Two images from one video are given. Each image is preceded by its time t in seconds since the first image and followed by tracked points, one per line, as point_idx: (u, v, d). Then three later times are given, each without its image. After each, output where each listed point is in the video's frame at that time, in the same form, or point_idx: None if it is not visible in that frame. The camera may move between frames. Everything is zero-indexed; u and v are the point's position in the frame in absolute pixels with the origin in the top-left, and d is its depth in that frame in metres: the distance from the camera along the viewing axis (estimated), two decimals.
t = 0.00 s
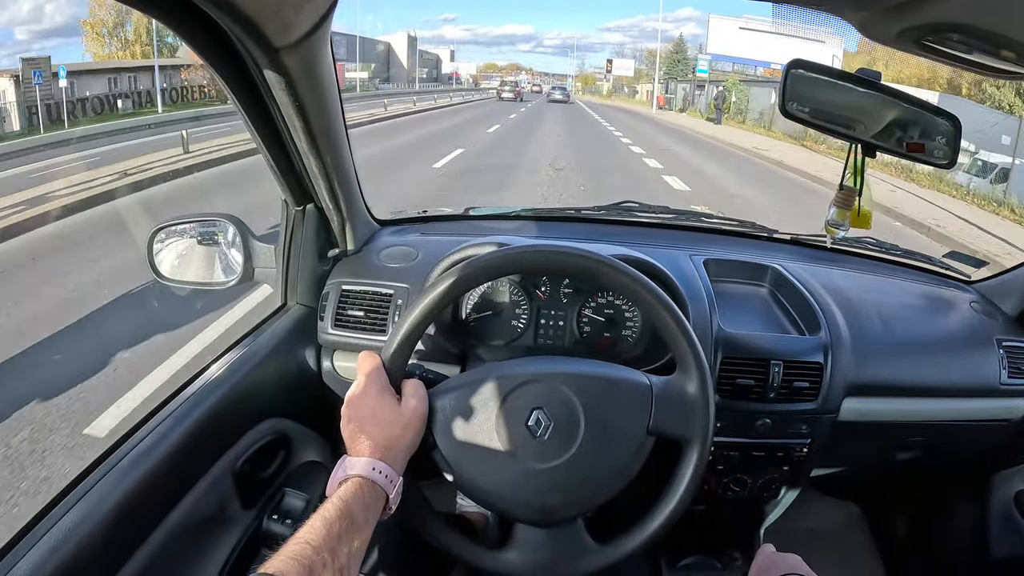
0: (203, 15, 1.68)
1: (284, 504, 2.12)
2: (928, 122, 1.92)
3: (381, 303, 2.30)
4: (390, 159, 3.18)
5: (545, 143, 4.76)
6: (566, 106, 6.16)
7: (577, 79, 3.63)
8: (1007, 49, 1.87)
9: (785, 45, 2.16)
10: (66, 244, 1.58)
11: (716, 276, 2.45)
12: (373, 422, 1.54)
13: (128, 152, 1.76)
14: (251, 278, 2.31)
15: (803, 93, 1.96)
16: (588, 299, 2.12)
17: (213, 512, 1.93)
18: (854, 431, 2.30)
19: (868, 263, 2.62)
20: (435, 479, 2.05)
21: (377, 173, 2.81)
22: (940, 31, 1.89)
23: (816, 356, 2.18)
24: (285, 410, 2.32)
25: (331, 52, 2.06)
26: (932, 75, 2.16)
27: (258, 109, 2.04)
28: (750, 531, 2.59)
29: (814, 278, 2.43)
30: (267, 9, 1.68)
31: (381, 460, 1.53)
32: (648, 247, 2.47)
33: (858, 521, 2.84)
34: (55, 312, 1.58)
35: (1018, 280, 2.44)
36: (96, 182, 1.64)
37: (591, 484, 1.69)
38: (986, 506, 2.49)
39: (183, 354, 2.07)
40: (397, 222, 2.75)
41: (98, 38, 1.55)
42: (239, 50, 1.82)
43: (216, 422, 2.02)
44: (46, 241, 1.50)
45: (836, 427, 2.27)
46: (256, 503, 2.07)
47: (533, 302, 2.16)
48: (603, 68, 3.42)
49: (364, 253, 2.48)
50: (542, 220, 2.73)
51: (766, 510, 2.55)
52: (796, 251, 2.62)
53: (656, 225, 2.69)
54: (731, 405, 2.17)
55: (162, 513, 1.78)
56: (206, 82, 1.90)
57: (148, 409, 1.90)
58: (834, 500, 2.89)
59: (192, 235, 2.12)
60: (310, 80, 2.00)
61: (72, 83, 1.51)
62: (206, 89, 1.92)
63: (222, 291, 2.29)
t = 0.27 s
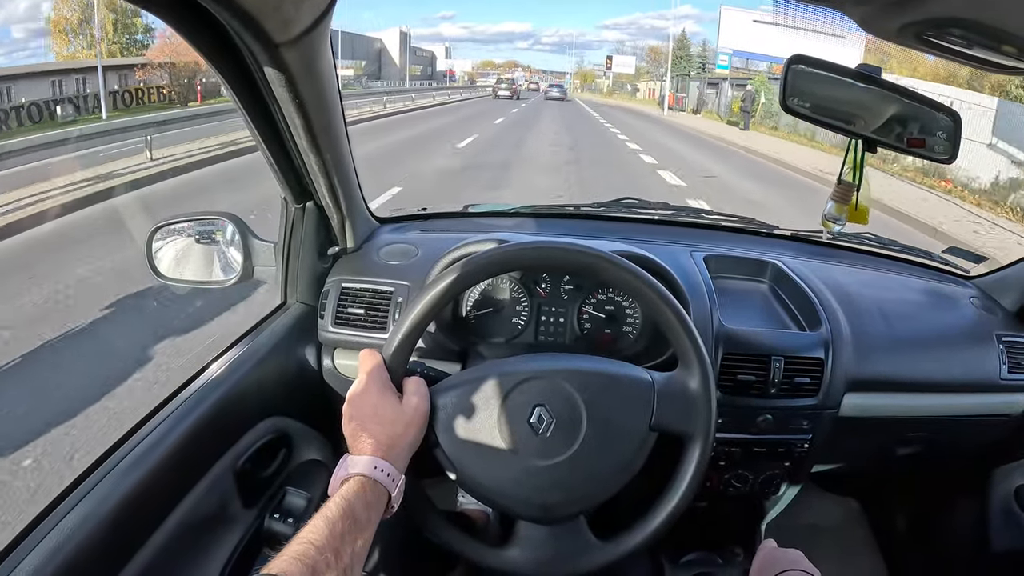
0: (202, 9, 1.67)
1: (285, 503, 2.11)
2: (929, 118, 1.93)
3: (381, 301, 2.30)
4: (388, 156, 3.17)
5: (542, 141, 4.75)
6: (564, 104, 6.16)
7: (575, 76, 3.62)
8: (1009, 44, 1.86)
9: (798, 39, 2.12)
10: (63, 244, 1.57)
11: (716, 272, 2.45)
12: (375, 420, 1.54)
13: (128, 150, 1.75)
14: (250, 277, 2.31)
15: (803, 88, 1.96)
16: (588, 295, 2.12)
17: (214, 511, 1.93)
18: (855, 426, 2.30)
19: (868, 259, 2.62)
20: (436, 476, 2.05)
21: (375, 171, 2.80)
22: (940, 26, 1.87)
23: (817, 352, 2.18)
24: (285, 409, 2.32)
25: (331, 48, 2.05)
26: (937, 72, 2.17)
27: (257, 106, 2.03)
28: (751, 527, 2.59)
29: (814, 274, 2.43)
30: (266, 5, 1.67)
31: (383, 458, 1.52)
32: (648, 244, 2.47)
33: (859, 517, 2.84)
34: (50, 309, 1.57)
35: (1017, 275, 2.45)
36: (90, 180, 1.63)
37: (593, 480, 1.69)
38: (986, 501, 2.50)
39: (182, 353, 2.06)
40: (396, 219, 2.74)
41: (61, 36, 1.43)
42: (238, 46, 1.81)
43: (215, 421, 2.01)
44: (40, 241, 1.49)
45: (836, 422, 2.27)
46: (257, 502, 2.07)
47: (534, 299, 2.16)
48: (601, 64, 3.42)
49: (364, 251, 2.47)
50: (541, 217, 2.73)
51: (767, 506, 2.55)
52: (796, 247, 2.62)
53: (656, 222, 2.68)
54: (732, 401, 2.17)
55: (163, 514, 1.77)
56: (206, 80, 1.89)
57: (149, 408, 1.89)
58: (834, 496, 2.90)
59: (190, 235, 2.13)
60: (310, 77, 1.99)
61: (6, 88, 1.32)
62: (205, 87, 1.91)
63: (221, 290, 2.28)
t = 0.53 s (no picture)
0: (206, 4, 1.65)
1: (285, 503, 2.10)
2: (932, 117, 1.92)
3: (382, 299, 2.29)
4: (387, 154, 3.16)
5: (541, 139, 4.74)
6: (563, 102, 6.15)
7: (576, 74, 3.62)
8: (1014, 43, 1.85)
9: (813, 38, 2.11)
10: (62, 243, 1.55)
11: (717, 271, 2.44)
12: (377, 420, 1.53)
13: (125, 149, 1.75)
14: (249, 275, 2.29)
15: (807, 86, 1.95)
16: (590, 294, 2.12)
17: (214, 511, 1.92)
18: (856, 425, 2.30)
19: (868, 258, 2.62)
20: (437, 475, 2.05)
21: (375, 168, 2.79)
22: (946, 27, 1.87)
23: (818, 351, 2.18)
24: (285, 407, 2.31)
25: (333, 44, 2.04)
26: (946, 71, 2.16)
27: (259, 102, 2.02)
28: (751, 526, 2.59)
29: (815, 273, 2.43)
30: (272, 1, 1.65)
31: (385, 458, 1.52)
32: (649, 242, 2.46)
33: (858, 516, 2.84)
34: (50, 308, 1.56)
35: (1016, 275, 2.46)
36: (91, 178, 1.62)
37: (596, 479, 1.69)
38: (985, 500, 2.51)
39: (181, 352, 2.05)
40: (396, 217, 2.73)
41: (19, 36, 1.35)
42: (240, 40, 1.80)
43: (214, 421, 1.99)
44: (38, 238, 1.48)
45: (837, 422, 2.27)
46: (256, 501, 2.06)
47: (535, 298, 2.15)
48: (602, 63, 3.41)
49: (364, 249, 2.46)
50: (542, 215, 2.72)
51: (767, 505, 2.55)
52: (796, 246, 2.62)
53: (657, 220, 2.68)
54: (733, 400, 2.17)
55: (162, 514, 1.76)
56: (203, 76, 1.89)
57: (147, 407, 1.87)
58: (833, 494, 2.90)
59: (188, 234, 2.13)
60: (312, 73, 1.97)
61: None
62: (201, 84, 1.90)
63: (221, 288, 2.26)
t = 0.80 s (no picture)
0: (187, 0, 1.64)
1: (276, 501, 2.10)
2: (926, 113, 1.90)
3: (374, 297, 2.28)
4: (382, 153, 3.15)
5: (538, 139, 4.74)
6: (561, 102, 6.13)
7: (575, 74, 3.60)
8: (1007, 36, 1.84)
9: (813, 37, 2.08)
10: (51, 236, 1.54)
11: (711, 270, 2.43)
12: (364, 419, 1.52)
13: (120, 149, 1.73)
14: (241, 273, 2.28)
15: (798, 82, 1.93)
16: (582, 292, 2.11)
17: (203, 510, 1.90)
18: (851, 424, 2.28)
19: (864, 257, 2.61)
20: (428, 475, 2.03)
21: (369, 167, 2.78)
22: (938, 19, 1.85)
23: (813, 350, 2.17)
24: (277, 406, 2.29)
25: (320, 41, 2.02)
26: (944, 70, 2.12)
27: (247, 99, 2.01)
28: (747, 526, 2.57)
29: (810, 271, 2.42)
30: None
31: (372, 457, 1.50)
32: (643, 241, 2.45)
33: (855, 517, 2.82)
34: (41, 306, 1.55)
35: (1012, 273, 2.45)
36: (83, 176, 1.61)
37: (586, 479, 1.67)
38: (983, 499, 2.48)
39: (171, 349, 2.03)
40: (390, 216, 2.72)
41: None
42: (223, 36, 1.79)
43: (205, 420, 1.98)
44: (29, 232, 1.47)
45: (832, 421, 2.25)
46: (247, 500, 2.05)
47: (527, 296, 2.14)
48: (603, 63, 3.39)
49: (357, 247, 2.45)
50: (536, 214, 2.71)
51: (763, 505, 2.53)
52: (792, 245, 2.60)
53: (651, 219, 2.66)
54: (727, 399, 2.15)
55: (150, 513, 1.75)
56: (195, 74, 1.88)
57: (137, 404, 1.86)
58: (830, 494, 2.88)
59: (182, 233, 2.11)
60: (298, 70, 1.96)
61: None
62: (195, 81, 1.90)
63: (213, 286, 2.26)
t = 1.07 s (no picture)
0: None
1: (273, 499, 2.08)
2: (929, 107, 1.89)
3: (372, 293, 2.26)
4: (380, 149, 3.14)
5: (536, 138, 4.72)
6: (559, 102, 6.12)
7: (575, 74, 3.58)
8: (1012, 30, 1.83)
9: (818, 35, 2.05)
10: (48, 229, 1.51)
11: (712, 267, 2.42)
12: (362, 415, 1.50)
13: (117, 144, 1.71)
14: (239, 269, 2.26)
15: (800, 76, 1.93)
16: (582, 289, 2.09)
17: (199, 508, 1.88)
18: (853, 423, 2.27)
19: (865, 255, 2.59)
20: (426, 473, 2.02)
21: (367, 163, 2.76)
22: (942, 11, 1.82)
23: (814, 348, 2.15)
24: (274, 403, 2.27)
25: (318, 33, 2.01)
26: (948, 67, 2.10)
27: (245, 93, 2.00)
28: (747, 525, 2.56)
29: (811, 269, 2.40)
30: None
31: (370, 455, 1.48)
32: (643, 237, 2.44)
33: (854, 516, 2.81)
34: (38, 301, 1.53)
35: (1014, 272, 2.44)
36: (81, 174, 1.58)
37: (586, 476, 1.66)
38: (985, 498, 2.47)
39: (168, 345, 2.01)
40: (388, 212, 2.71)
41: None
42: (220, 26, 1.77)
43: (201, 416, 1.96)
44: (27, 226, 1.45)
45: (834, 419, 2.24)
46: (243, 498, 2.03)
47: (527, 293, 2.12)
48: (604, 62, 3.38)
49: (355, 243, 2.44)
50: (535, 210, 2.69)
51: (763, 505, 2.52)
52: (793, 242, 2.59)
53: (651, 216, 2.65)
54: (727, 397, 2.14)
55: (145, 510, 1.73)
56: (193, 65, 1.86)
57: (134, 400, 1.85)
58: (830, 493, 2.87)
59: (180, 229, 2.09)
60: (295, 61, 1.95)
61: None
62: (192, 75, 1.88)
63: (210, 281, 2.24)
